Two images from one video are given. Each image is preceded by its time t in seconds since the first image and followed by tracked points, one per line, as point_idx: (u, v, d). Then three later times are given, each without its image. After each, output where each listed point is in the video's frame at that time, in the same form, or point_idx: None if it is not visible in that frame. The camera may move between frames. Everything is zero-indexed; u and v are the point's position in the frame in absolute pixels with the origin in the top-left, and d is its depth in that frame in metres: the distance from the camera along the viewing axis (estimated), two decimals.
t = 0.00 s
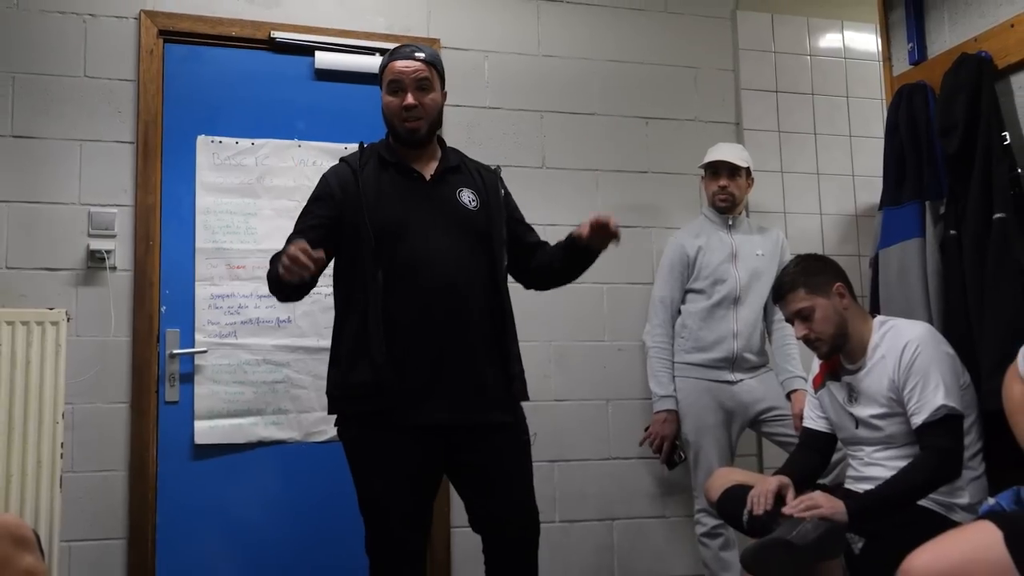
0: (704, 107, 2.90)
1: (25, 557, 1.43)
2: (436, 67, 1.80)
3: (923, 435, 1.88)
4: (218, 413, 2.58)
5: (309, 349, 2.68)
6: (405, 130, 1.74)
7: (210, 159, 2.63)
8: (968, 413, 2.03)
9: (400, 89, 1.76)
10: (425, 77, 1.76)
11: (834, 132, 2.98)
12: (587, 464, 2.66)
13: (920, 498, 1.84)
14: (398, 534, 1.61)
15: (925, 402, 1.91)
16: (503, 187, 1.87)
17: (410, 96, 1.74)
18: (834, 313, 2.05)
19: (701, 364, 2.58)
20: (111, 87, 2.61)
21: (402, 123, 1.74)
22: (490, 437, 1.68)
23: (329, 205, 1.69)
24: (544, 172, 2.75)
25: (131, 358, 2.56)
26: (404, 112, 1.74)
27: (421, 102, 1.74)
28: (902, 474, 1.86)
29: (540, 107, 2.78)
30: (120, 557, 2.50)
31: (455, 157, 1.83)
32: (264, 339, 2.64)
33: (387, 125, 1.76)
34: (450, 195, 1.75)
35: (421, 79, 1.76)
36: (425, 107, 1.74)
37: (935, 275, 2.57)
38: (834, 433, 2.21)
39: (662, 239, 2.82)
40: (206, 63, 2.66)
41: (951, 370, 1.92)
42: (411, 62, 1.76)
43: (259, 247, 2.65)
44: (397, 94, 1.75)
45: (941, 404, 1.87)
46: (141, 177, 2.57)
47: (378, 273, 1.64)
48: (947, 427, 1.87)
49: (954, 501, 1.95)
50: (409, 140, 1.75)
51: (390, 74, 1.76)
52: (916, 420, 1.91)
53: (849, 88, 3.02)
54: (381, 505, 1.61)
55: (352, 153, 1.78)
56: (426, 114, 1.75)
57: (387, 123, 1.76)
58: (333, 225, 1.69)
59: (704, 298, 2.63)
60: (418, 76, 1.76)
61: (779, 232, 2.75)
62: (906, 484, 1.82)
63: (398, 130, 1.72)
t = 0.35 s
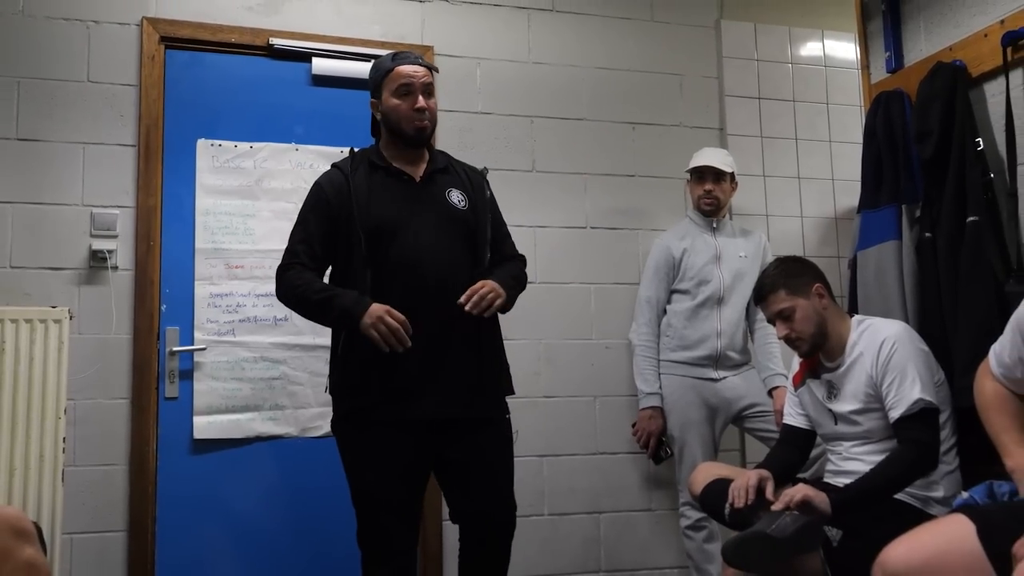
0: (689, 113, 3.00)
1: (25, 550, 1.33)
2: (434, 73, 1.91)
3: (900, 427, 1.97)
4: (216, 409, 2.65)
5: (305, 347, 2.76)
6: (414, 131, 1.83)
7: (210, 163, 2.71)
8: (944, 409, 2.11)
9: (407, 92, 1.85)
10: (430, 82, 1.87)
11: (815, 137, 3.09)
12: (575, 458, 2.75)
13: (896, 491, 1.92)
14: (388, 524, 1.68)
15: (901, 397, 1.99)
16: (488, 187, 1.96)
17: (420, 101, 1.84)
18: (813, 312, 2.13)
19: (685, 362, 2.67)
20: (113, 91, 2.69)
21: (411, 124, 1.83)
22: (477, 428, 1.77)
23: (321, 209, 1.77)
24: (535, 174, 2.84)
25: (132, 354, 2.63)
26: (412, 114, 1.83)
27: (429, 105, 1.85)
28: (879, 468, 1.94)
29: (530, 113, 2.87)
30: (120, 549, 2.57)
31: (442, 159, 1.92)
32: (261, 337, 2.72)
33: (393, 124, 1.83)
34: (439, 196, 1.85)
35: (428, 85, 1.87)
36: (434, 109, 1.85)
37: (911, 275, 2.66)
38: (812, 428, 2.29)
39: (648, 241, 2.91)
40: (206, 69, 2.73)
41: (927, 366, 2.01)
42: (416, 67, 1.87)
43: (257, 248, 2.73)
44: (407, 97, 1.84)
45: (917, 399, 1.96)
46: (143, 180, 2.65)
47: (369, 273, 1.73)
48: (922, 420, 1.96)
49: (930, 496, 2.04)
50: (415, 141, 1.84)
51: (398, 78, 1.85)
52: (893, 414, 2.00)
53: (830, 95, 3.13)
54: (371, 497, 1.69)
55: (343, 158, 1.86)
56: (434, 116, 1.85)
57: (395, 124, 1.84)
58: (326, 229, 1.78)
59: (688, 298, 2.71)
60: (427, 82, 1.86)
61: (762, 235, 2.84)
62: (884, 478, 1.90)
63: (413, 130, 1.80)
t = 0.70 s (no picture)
0: (675, 116, 3.08)
1: (19, 543, 1.46)
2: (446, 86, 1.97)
3: (876, 426, 2.03)
4: (209, 406, 2.70)
5: (297, 345, 2.80)
6: (427, 144, 1.89)
7: (204, 163, 2.75)
8: (921, 410, 2.17)
9: (423, 105, 1.90)
10: (443, 95, 1.93)
11: (798, 140, 3.17)
12: (563, 454, 2.80)
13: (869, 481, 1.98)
14: (384, 515, 1.74)
15: (880, 397, 2.05)
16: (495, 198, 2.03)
17: (435, 114, 1.89)
18: (799, 311, 2.19)
19: (671, 360, 2.72)
20: (108, 93, 2.73)
21: (425, 137, 1.88)
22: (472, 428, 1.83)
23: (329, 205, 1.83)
24: (524, 175, 2.91)
25: (126, 351, 2.67)
26: (427, 126, 1.89)
27: (441, 118, 1.91)
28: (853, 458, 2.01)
29: (520, 115, 2.94)
30: (114, 544, 2.61)
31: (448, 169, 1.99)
32: (255, 335, 2.76)
33: (407, 134, 1.89)
34: (445, 202, 1.91)
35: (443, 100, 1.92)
36: (446, 123, 1.91)
37: (892, 276, 2.72)
38: (794, 425, 2.34)
39: (634, 241, 2.98)
40: (200, 71, 2.78)
41: (905, 368, 2.07)
42: (429, 81, 1.92)
43: (250, 247, 2.77)
44: (423, 110, 1.89)
45: (895, 400, 2.03)
46: (137, 180, 2.69)
47: (375, 268, 1.77)
48: (898, 421, 2.02)
49: (904, 493, 2.09)
50: (427, 153, 1.90)
51: (415, 90, 1.90)
52: (871, 413, 2.06)
53: (813, 99, 3.21)
54: (368, 488, 1.74)
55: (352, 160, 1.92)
56: (445, 130, 1.91)
57: (409, 135, 1.89)
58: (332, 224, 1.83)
59: (674, 298, 2.76)
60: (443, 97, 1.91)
61: (746, 236, 2.90)
62: (858, 467, 1.97)
63: (427, 143, 1.86)
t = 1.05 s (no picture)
0: (665, 117, 3.15)
1: (21, 536, 1.44)
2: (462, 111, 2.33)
3: (862, 420, 2.08)
4: (209, 401, 2.75)
5: (295, 341, 2.86)
6: (437, 161, 2.25)
7: (203, 163, 2.80)
8: (908, 404, 2.21)
9: (434, 127, 2.28)
10: (455, 118, 2.29)
11: (785, 141, 3.25)
12: (556, 448, 2.86)
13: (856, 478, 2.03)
14: (397, 502, 2.06)
15: (864, 392, 2.11)
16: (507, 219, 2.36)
17: (442, 134, 2.25)
18: (788, 308, 2.24)
19: (661, 356, 2.78)
20: (109, 94, 2.78)
21: (434, 155, 2.25)
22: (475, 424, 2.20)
23: (358, 224, 2.18)
24: (518, 175, 2.97)
25: (127, 348, 2.72)
26: (436, 146, 2.25)
27: (452, 139, 2.27)
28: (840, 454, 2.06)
29: (513, 116, 3.00)
30: (116, 536, 2.67)
31: (467, 188, 2.34)
32: (253, 331, 2.82)
33: (421, 154, 2.27)
34: (460, 223, 2.26)
35: (453, 122, 2.29)
36: (457, 143, 2.27)
37: (878, 274, 2.78)
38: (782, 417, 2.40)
39: (625, 240, 3.05)
40: (199, 72, 2.83)
41: (890, 363, 2.12)
42: (444, 105, 2.29)
43: (249, 245, 2.83)
44: (433, 131, 2.27)
45: (879, 394, 2.08)
46: (138, 180, 2.74)
47: (398, 283, 2.13)
48: (882, 416, 2.07)
49: (891, 484, 2.12)
50: (438, 170, 2.26)
51: (426, 114, 2.29)
52: (856, 407, 2.11)
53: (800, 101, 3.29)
54: (384, 475, 2.07)
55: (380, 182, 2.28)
56: (455, 149, 2.27)
57: (424, 155, 2.27)
58: (360, 241, 2.18)
59: (665, 295, 2.83)
60: (450, 118, 2.28)
61: (735, 235, 2.96)
62: (845, 465, 2.01)
63: (435, 161, 2.23)
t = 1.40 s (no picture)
0: (658, 114, 3.22)
1: (28, 523, 1.55)
2: (456, 116, 2.35)
3: (850, 412, 2.14)
4: (210, 393, 2.81)
5: (295, 334, 2.92)
6: (428, 168, 2.33)
7: (204, 159, 2.86)
8: (893, 396, 2.27)
9: (424, 133, 2.33)
10: (445, 125, 2.32)
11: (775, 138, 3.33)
12: (550, 438, 2.93)
13: (843, 470, 2.09)
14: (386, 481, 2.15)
15: (852, 384, 2.17)
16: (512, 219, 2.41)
17: (428, 142, 2.31)
18: (777, 303, 2.30)
19: (654, 348, 2.84)
20: (112, 91, 2.83)
21: (423, 162, 2.32)
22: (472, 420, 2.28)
23: (365, 225, 2.30)
24: (513, 171, 3.03)
25: (130, 340, 2.78)
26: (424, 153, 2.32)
27: (440, 147, 2.31)
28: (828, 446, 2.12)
29: (509, 114, 3.06)
30: (119, 525, 2.73)
31: (474, 190, 2.39)
32: (254, 324, 2.88)
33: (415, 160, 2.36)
34: (463, 223, 2.32)
35: (441, 129, 2.32)
36: (444, 151, 2.31)
37: (865, 268, 2.84)
38: (770, 408, 2.46)
39: (618, 234, 3.11)
40: (200, 70, 2.88)
41: (877, 356, 2.18)
42: (434, 113, 2.32)
43: (249, 240, 2.89)
44: (421, 138, 2.33)
45: (866, 387, 2.13)
46: (140, 176, 2.80)
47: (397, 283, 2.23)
48: (870, 409, 2.12)
49: (876, 473, 2.20)
50: (429, 176, 2.34)
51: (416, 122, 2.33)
52: (844, 399, 2.17)
53: (789, 99, 3.37)
54: (377, 460, 2.17)
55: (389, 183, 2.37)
56: (444, 157, 2.31)
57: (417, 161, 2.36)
58: (366, 242, 2.29)
59: (657, 289, 2.89)
60: (436, 125, 2.31)
61: (725, 230, 3.04)
62: (833, 458, 2.07)
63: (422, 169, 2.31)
